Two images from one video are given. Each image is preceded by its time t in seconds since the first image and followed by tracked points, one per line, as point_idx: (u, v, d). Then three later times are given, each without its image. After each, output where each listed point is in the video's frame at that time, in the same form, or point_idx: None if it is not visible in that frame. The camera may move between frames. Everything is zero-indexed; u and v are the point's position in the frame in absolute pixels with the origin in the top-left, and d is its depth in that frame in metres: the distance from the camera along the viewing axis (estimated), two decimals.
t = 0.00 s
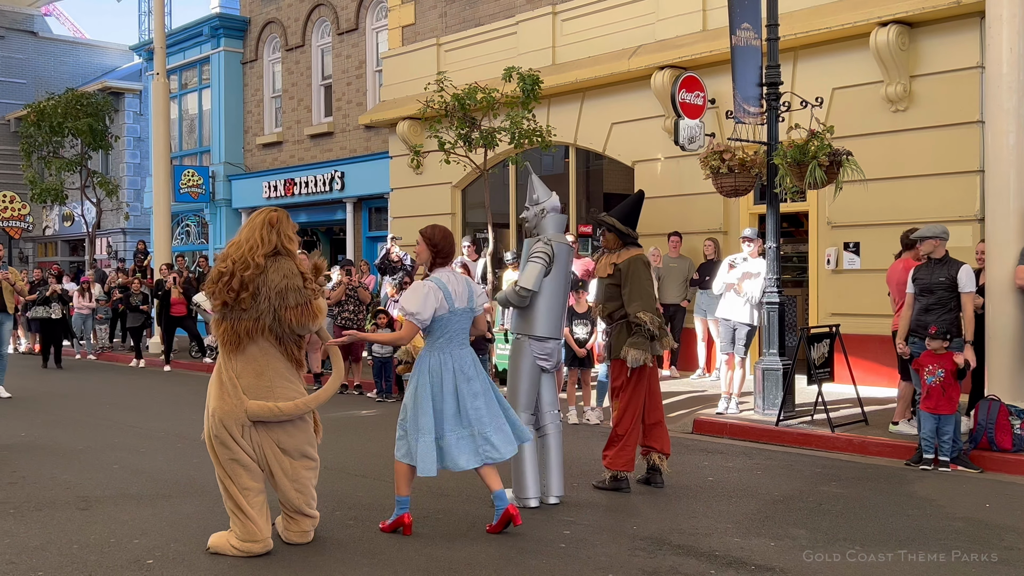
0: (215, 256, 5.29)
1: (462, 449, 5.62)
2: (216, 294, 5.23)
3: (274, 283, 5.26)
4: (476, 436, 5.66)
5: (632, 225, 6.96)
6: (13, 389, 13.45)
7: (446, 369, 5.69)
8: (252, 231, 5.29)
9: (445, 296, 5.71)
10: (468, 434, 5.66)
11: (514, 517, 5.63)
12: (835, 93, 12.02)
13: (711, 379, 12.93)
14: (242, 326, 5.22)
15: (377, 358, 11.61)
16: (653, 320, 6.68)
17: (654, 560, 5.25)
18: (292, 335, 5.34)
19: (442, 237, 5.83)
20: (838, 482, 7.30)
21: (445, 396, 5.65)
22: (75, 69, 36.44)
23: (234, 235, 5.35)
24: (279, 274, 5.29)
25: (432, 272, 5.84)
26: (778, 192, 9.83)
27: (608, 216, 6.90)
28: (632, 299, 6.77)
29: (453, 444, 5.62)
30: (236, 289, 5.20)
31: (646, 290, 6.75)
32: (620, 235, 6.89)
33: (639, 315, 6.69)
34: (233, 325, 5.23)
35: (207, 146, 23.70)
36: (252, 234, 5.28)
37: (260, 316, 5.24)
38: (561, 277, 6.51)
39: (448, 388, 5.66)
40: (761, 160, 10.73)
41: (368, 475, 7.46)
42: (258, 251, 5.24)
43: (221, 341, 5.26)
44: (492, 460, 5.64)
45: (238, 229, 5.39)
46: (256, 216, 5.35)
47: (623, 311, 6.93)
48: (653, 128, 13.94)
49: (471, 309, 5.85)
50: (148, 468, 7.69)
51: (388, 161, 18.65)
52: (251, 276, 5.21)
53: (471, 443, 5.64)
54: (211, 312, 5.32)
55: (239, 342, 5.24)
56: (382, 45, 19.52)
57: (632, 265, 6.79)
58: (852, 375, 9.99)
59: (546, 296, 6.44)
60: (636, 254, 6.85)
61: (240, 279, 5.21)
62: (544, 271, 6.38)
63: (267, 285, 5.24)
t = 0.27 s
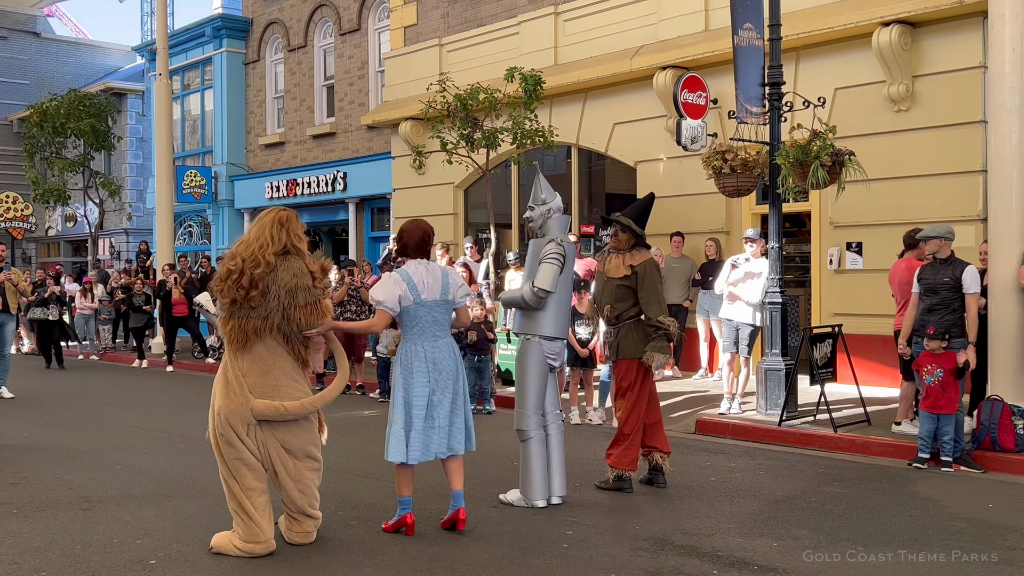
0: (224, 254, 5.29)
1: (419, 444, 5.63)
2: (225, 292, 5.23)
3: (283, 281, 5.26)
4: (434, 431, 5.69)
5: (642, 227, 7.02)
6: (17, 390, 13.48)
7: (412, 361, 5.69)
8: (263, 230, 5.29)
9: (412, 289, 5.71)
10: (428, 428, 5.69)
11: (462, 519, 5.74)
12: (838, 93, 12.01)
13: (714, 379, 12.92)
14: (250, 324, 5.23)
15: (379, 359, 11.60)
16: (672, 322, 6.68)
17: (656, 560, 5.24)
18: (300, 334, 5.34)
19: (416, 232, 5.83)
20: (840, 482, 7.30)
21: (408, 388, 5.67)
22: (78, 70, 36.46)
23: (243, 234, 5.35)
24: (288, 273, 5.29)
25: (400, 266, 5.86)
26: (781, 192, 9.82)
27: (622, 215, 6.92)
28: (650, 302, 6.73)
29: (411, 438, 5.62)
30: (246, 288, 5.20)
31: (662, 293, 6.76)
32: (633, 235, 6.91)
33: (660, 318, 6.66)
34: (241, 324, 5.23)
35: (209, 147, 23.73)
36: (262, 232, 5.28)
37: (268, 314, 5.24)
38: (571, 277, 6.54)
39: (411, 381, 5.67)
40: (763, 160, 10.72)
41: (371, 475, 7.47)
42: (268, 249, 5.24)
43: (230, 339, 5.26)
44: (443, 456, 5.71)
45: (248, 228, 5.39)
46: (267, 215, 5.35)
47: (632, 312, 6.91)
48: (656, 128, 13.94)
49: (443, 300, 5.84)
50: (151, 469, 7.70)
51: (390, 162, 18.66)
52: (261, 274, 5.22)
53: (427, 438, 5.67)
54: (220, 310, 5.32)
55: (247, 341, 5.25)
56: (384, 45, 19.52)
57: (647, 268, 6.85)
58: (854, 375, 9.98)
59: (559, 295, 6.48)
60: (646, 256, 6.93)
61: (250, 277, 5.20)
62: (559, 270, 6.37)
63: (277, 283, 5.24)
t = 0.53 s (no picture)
0: (231, 254, 5.28)
1: (404, 439, 5.65)
2: (234, 292, 5.22)
3: (293, 281, 5.26)
4: (422, 427, 5.72)
5: (644, 227, 7.05)
6: (20, 390, 13.50)
7: (399, 358, 5.77)
8: (271, 230, 5.29)
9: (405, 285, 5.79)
10: (415, 424, 5.71)
11: (444, 521, 5.78)
12: (840, 93, 12.00)
13: (716, 380, 12.93)
14: (259, 324, 5.22)
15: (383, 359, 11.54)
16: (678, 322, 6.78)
17: (659, 561, 5.24)
18: (308, 334, 5.36)
19: (413, 233, 5.91)
20: (843, 482, 7.29)
21: (395, 385, 5.73)
22: (80, 71, 36.47)
23: (250, 234, 5.34)
24: (298, 272, 5.30)
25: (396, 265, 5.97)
26: (783, 192, 9.82)
27: (625, 215, 6.94)
28: (655, 303, 6.82)
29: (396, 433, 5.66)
30: (255, 287, 5.20)
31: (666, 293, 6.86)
32: (636, 236, 6.93)
33: (666, 319, 6.75)
34: (250, 323, 5.22)
35: (211, 148, 23.76)
36: (271, 232, 5.29)
37: (277, 313, 5.25)
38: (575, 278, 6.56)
39: (398, 378, 5.74)
40: (765, 160, 10.71)
41: (373, 475, 7.47)
42: (277, 249, 5.24)
43: (238, 339, 5.25)
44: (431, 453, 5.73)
45: (254, 228, 5.38)
46: (275, 215, 5.35)
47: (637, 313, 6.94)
48: (658, 129, 13.93)
49: (434, 299, 5.87)
50: (154, 469, 7.70)
51: (392, 163, 18.68)
52: (270, 274, 5.22)
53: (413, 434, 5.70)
54: (226, 311, 5.31)
55: (255, 340, 5.24)
56: (386, 46, 19.53)
57: (650, 270, 6.89)
58: (857, 375, 9.98)
59: (565, 295, 6.50)
60: (648, 257, 6.95)
61: (259, 277, 5.20)
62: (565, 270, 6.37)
63: (287, 283, 5.25)
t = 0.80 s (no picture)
0: (236, 255, 5.30)
1: (397, 440, 5.70)
2: (239, 293, 5.24)
3: (298, 281, 5.28)
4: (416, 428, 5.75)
5: (640, 227, 7.01)
6: (22, 391, 13.51)
7: (391, 361, 5.81)
8: (275, 230, 5.32)
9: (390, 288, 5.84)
10: (409, 426, 5.74)
11: (451, 509, 5.87)
12: (841, 94, 12.00)
13: (717, 380, 12.92)
14: (265, 324, 5.24)
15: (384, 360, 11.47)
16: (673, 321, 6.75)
17: (661, 562, 5.24)
18: (312, 334, 5.37)
19: (406, 235, 5.94)
20: (844, 483, 7.29)
21: (387, 388, 5.78)
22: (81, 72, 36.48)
23: (253, 235, 5.36)
24: (303, 272, 5.31)
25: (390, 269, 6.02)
26: (784, 193, 9.82)
27: (618, 216, 6.92)
28: (649, 302, 6.80)
29: (389, 435, 5.71)
30: (261, 288, 5.22)
31: (662, 292, 6.83)
32: (630, 237, 6.91)
33: (661, 318, 6.73)
34: (255, 324, 5.23)
35: (213, 149, 23.77)
36: (274, 232, 5.31)
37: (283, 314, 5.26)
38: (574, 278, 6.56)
39: (390, 381, 5.79)
40: (766, 161, 10.70)
41: (374, 476, 7.47)
42: (283, 249, 5.27)
43: (243, 340, 5.26)
44: (427, 454, 5.75)
45: (257, 229, 5.40)
46: (278, 216, 5.38)
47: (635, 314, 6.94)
48: (659, 129, 13.93)
49: (424, 301, 5.88)
50: (156, 470, 7.70)
51: (393, 163, 18.69)
52: (276, 274, 5.24)
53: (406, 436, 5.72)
54: (231, 312, 5.31)
55: (260, 341, 5.25)
56: (387, 47, 19.54)
57: (646, 270, 6.90)
58: (858, 375, 9.97)
59: (565, 296, 6.50)
60: (644, 258, 6.94)
61: (265, 277, 5.23)
62: (564, 270, 6.38)
63: (292, 283, 5.27)
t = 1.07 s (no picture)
0: (238, 257, 5.29)
1: (394, 443, 5.71)
2: (242, 294, 5.23)
3: (301, 282, 5.29)
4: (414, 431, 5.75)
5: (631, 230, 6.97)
6: (23, 393, 13.52)
7: (391, 365, 5.83)
8: (277, 231, 5.32)
9: (391, 294, 5.91)
10: (407, 429, 5.74)
11: (467, 507, 6.18)
12: (842, 95, 12.00)
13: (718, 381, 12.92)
14: (270, 325, 5.24)
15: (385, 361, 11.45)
16: (665, 320, 6.68)
17: (662, 563, 5.24)
18: (315, 335, 5.38)
19: (413, 240, 6.03)
20: (846, 484, 7.28)
21: (387, 390, 5.79)
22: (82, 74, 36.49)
23: (254, 236, 5.36)
24: (305, 273, 5.32)
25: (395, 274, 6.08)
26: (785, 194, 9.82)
27: (603, 223, 6.92)
28: (640, 304, 6.76)
29: (388, 437, 5.72)
30: (265, 289, 5.22)
31: (654, 293, 6.78)
32: (617, 242, 6.90)
33: (650, 318, 6.68)
34: (258, 325, 5.23)
35: (214, 150, 23.78)
36: (276, 233, 5.31)
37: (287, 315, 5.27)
38: (572, 279, 6.56)
39: (389, 383, 5.80)
40: (767, 162, 10.70)
41: (375, 478, 7.47)
42: (287, 250, 5.27)
43: (246, 341, 5.25)
44: (426, 456, 5.74)
45: (257, 231, 5.39)
46: (277, 216, 5.38)
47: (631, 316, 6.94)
48: (660, 130, 13.93)
49: (425, 305, 5.90)
50: (157, 472, 7.70)
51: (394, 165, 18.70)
52: (280, 275, 5.24)
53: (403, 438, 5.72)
54: (235, 313, 5.31)
55: (264, 343, 5.25)
56: (388, 48, 19.55)
57: (637, 271, 6.83)
58: (859, 376, 9.96)
59: (563, 297, 6.49)
60: (633, 259, 6.87)
61: (269, 278, 5.23)
62: (561, 272, 6.36)
63: (296, 283, 5.28)
